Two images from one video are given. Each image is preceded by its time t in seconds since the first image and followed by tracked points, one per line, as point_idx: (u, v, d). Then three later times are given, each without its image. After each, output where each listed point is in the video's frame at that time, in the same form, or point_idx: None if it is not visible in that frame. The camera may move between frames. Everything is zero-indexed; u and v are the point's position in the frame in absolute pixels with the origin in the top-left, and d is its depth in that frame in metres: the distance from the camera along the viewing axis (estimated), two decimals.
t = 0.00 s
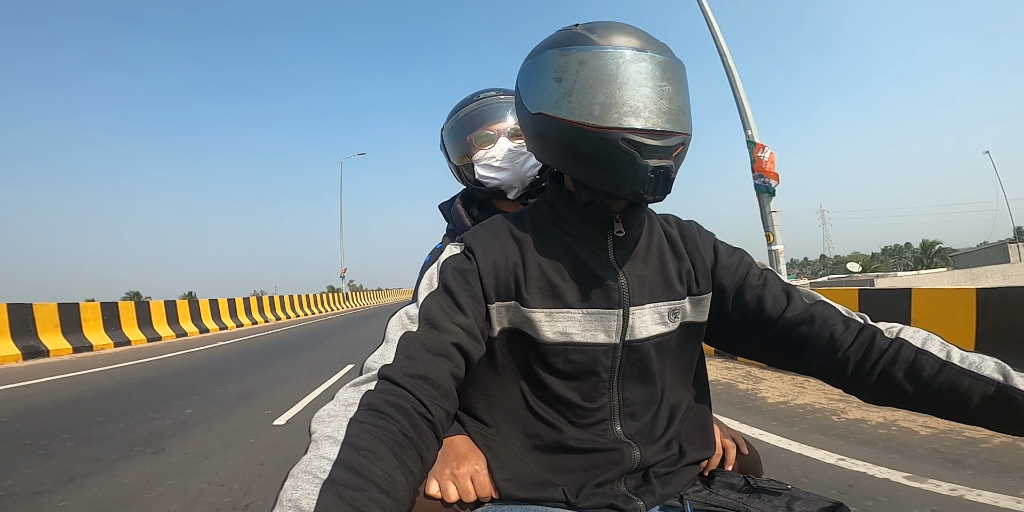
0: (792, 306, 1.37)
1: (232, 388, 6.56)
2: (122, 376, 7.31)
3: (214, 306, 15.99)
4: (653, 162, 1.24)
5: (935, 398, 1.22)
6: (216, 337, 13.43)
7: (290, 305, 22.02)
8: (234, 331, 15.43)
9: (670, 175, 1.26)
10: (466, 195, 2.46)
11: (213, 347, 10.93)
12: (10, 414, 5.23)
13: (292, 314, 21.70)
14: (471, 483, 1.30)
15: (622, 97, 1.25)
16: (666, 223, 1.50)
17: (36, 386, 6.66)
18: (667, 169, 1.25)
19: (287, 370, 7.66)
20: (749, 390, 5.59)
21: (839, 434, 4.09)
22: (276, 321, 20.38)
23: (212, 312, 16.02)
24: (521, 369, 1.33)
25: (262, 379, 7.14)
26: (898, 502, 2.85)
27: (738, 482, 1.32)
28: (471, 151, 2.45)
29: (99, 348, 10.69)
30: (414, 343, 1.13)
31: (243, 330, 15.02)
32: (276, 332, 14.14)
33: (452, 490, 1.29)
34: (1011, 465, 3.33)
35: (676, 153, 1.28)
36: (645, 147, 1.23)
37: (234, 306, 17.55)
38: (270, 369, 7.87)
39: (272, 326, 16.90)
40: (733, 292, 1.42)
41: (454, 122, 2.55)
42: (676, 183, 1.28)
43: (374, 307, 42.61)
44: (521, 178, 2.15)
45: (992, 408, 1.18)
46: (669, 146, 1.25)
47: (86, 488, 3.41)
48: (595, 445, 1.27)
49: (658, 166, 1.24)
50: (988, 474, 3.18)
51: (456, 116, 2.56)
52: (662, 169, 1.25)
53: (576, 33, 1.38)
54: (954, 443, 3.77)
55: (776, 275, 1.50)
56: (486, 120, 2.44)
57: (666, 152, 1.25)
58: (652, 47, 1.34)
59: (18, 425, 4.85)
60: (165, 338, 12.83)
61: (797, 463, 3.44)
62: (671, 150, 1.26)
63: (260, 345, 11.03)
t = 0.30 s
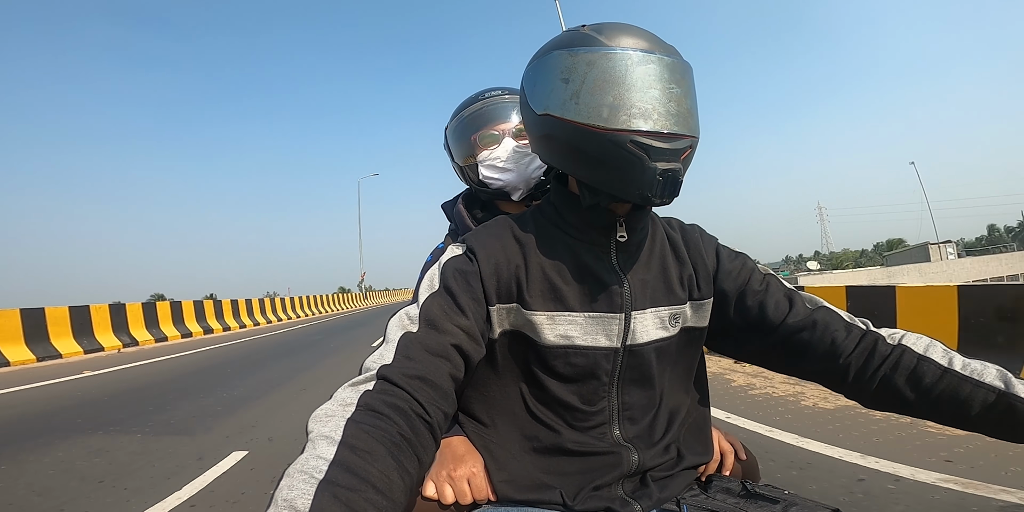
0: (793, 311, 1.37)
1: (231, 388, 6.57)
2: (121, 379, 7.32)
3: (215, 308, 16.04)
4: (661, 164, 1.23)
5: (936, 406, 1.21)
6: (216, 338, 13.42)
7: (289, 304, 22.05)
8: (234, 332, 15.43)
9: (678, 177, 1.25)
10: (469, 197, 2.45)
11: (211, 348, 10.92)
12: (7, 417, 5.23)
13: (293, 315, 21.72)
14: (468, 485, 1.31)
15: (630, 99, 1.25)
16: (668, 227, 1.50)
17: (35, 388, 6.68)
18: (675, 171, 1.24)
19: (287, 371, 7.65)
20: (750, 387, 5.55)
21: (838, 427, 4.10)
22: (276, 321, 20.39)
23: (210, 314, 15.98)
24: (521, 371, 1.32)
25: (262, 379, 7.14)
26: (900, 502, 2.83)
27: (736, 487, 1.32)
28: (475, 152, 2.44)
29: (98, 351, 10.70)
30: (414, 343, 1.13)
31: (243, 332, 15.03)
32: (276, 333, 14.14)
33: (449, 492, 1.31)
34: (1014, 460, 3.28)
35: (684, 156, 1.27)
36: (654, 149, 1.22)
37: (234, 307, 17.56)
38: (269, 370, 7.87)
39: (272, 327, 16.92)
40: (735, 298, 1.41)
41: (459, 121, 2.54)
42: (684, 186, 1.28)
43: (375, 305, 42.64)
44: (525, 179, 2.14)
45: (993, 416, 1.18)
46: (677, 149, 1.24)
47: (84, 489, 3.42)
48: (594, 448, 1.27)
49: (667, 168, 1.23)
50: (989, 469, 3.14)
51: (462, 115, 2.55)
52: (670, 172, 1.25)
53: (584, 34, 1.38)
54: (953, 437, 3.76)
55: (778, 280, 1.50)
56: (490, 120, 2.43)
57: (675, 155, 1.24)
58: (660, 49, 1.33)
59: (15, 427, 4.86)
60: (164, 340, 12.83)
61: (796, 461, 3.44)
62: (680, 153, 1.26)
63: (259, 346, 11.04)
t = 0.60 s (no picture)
0: (790, 316, 1.37)
1: (229, 390, 6.56)
2: (121, 382, 7.33)
3: (213, 310, 16.03)
4: (660, 168, 1.23)
5: (931, 412, 1.21)
6: (214, 342, 13.39)
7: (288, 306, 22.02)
8: (232, 335, 15.40)
9: (678, 181, 1.25)
10: (468, 199, 2.45)
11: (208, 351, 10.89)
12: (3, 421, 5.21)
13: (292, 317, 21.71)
14: (463, 487, 1.32)
15: (630, 102, 1.25)
16: (666, 231, 1.50)
17: (34, 392, 6.67)
18: (675, 174, 1.24)
19: (285, 373, 7.65)
20: (748, 386, 5.56)
21: (836, 426, 4.11)
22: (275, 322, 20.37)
23: (209, 317, 15.95)
24: (518, 374, 1.32)
25: (260, 381, 7.13)
26: (900, 499, 2.81)
27: (730, 491, 1.32)
28: (475, 154, 2.45)
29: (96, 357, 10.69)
30: (411, 345, 1.13)
31: (242, 335, 14.99)
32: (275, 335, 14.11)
33: (446, 493, 1.33)
34: (1011, 458, 3.28)
35: (683, 159, 1.28)
36: (653, 152, 1.23)
37: (232, 311, 17.52)
38: (269, 372, 7.87)
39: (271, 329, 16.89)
40: (732, 302, 1.42)
41: (459, 123, 2.54)
42: (683, 190, 1.28)
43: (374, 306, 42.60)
44: (526, 183, 2.15)
45: (988, 423, 1.18)
46: (677, 152, 1.25)
47: (85, 491, 3.42)
48: (590, 451, 1.27)
49: (666, 172, 1.23)
50: (987, 468, 3.12)
51: (461, 117, 2.55)
52: (669, 175, 1.25)
53: (584, 37, 1.38)
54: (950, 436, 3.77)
55: (776, 284, 1.50)
56: (490, 122, 2.43)
57: (674, 158, 1.25)
58: (659, 52, 1.33)
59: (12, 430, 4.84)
60: (162, 345, 12.81)
61: (794, 459, 3.45)
62: (679, 156, 1.26)
63: (257, 348, 11.02)
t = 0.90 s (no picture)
0: (788, 315, 1.37)
1: (228, 392, 6.56)
2: (119, 385, 7.31)
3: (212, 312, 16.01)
4: (663, 169, 1.24)
5: (926, 411, 1.22)
6: (213, 343, 13.37)
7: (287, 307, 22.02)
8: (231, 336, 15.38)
9: (680, 183, 1.26)
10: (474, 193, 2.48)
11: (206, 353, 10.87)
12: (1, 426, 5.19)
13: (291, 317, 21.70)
14: (461, 485, 1.33)
15: (634, 103, 1.25)
16: (665, 230, 1.51)
17: (33, 396, 6.65)
18: (677, 176, 1.25)
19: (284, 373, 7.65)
20: (747, 384, 5.58)
21: (833, 423, 4.12)
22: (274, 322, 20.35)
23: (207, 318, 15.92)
24: (516, 371, 1.33)
25: (259, 381, 7.13)
26: (900, 496, 2.81)
27: (728, 489, 1.33)
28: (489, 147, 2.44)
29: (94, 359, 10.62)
30: (411, 341, 1.14)
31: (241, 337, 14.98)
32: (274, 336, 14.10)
33: (443, 491, 1.33)
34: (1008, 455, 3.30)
35: (685, 161, 1.28)
36: (656, 153, 1.23)
37: (233, 312, 17.47)
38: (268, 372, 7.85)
39: (270, 330, 16.88)
40: (730, 301, 1.42)
41: (476, 115, 2.53)
42: (684, 192, 1.29)
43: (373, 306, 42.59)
44: (539, 180, 2.15)
45: (983, 421, 1.18)
46: (679, 154, 1.25)
47: (86, 496, 3.42)
48: (588, 447, 1.28)
49: (668, 174, 1.24)
50: (987, 465, 3.13)
51: (478, 110, 2.54)
52: (671, 177, 1.26)
53: (588, 36, 1.38)
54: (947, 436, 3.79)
55: (774, 283, 1.51)
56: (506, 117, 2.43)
57: (677, 160, 1.25)
58: (664, 54, 1.34)
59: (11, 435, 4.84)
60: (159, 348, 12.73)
61: (792, 456, 3.46)
62: (681, 158, 1.27)
63: (256, 349, 11.02)
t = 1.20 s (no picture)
0: (786, 314, 1.37)
1: (227, 393, 6.54)
2: (117, 386, 7.28)
3: (212, 313, 15.96)
4: (657, 164, 1.24)
5: (926, 410, 1.22)
6: (212, 344, 13.33)
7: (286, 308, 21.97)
8: (230, 337, 15.33)
9: (673, 178, 1.26)
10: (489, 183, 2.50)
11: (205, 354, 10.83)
12: None
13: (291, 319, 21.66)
14: (462, 486, 1.33)
15: (626, 99, 1.25)
16: (662, 228, 1.50)
17: (31, 398, 6.62)
18: (671, 171, 1.25)
19: (283, 374, 7.63)
20: (747, 383, 5.56)
21: (834, 423, 4.11)
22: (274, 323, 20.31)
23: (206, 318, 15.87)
24: (514, 371, 1.33)
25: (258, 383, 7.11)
26: (901, 495, 2.81)
27: (727, 489, 1.32)
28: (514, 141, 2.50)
29: (105, 358, 10.70)
30: (406, 342, 1.13)
31: (240, 337, 14.94)
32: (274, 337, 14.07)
33: (444, 491, 1.34)
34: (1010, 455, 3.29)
35: (679, 156, 1.28)
36: (649, 149, 1.23)
37: (233, 313, 17.43)
38: (268, 374, 7.83)
39: (269, 331, 16.84)
40: (728, 300, 1.42)
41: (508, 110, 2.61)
42: (678, 186, 1.28)
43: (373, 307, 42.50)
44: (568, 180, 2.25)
45: (983, 421, 1.18)
46: (672, 149, 1.25)
47: (85, 499, 3.40)
48: (586, 448, 1.27)
49: (662, 168, 1.24)
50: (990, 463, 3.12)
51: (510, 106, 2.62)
52: (665, 172, 1.25)
53: (578, 34, 1.38)
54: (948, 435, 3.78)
55: (771, 281, 1.50)
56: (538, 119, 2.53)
57: (670, 155, 1.25)
58: (654, 49, 1.33)
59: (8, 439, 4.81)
60: (166, 347, 12.79)
61: (793, 456, 3.45)
62: (675, 153, 1.26)
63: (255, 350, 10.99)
